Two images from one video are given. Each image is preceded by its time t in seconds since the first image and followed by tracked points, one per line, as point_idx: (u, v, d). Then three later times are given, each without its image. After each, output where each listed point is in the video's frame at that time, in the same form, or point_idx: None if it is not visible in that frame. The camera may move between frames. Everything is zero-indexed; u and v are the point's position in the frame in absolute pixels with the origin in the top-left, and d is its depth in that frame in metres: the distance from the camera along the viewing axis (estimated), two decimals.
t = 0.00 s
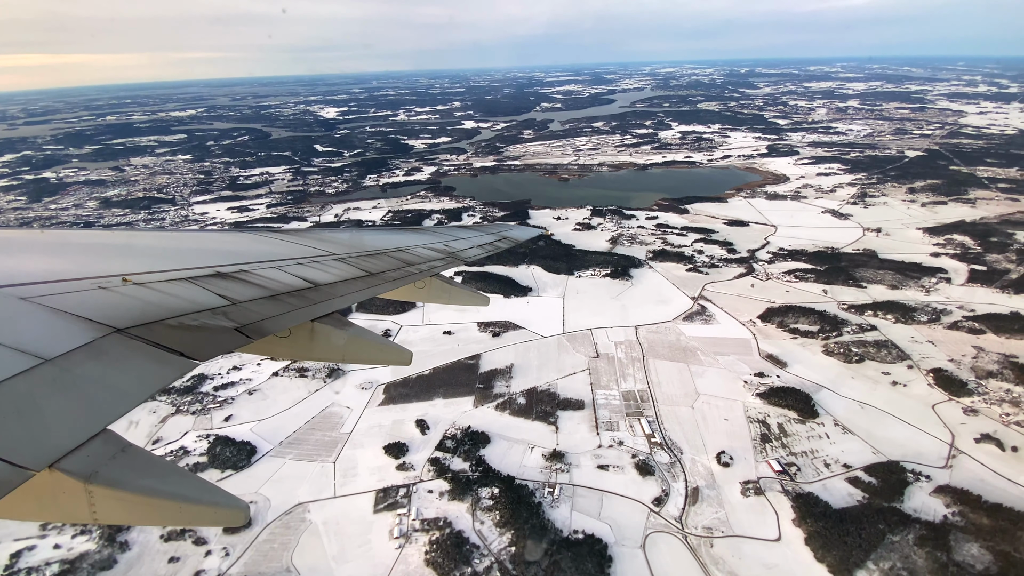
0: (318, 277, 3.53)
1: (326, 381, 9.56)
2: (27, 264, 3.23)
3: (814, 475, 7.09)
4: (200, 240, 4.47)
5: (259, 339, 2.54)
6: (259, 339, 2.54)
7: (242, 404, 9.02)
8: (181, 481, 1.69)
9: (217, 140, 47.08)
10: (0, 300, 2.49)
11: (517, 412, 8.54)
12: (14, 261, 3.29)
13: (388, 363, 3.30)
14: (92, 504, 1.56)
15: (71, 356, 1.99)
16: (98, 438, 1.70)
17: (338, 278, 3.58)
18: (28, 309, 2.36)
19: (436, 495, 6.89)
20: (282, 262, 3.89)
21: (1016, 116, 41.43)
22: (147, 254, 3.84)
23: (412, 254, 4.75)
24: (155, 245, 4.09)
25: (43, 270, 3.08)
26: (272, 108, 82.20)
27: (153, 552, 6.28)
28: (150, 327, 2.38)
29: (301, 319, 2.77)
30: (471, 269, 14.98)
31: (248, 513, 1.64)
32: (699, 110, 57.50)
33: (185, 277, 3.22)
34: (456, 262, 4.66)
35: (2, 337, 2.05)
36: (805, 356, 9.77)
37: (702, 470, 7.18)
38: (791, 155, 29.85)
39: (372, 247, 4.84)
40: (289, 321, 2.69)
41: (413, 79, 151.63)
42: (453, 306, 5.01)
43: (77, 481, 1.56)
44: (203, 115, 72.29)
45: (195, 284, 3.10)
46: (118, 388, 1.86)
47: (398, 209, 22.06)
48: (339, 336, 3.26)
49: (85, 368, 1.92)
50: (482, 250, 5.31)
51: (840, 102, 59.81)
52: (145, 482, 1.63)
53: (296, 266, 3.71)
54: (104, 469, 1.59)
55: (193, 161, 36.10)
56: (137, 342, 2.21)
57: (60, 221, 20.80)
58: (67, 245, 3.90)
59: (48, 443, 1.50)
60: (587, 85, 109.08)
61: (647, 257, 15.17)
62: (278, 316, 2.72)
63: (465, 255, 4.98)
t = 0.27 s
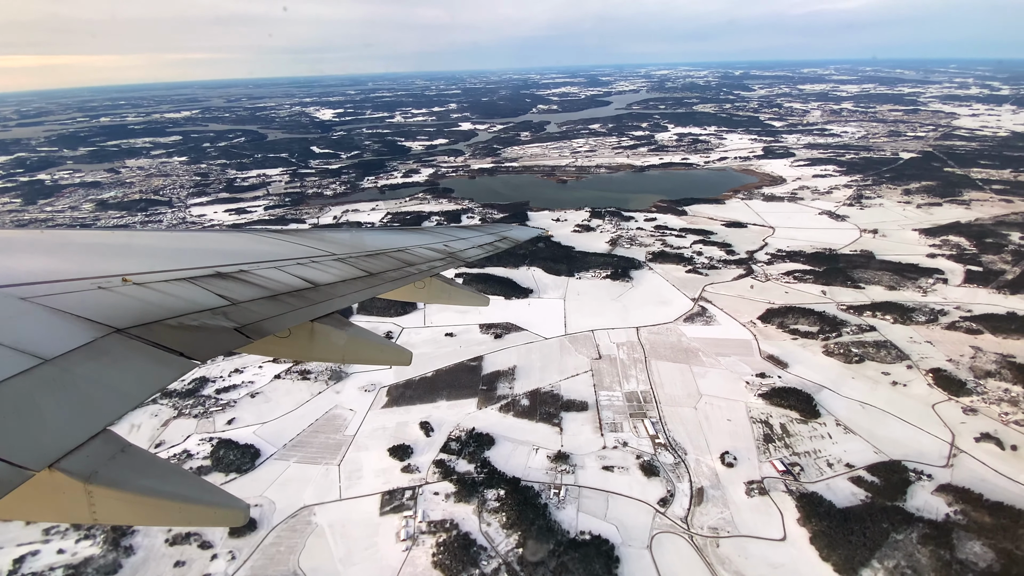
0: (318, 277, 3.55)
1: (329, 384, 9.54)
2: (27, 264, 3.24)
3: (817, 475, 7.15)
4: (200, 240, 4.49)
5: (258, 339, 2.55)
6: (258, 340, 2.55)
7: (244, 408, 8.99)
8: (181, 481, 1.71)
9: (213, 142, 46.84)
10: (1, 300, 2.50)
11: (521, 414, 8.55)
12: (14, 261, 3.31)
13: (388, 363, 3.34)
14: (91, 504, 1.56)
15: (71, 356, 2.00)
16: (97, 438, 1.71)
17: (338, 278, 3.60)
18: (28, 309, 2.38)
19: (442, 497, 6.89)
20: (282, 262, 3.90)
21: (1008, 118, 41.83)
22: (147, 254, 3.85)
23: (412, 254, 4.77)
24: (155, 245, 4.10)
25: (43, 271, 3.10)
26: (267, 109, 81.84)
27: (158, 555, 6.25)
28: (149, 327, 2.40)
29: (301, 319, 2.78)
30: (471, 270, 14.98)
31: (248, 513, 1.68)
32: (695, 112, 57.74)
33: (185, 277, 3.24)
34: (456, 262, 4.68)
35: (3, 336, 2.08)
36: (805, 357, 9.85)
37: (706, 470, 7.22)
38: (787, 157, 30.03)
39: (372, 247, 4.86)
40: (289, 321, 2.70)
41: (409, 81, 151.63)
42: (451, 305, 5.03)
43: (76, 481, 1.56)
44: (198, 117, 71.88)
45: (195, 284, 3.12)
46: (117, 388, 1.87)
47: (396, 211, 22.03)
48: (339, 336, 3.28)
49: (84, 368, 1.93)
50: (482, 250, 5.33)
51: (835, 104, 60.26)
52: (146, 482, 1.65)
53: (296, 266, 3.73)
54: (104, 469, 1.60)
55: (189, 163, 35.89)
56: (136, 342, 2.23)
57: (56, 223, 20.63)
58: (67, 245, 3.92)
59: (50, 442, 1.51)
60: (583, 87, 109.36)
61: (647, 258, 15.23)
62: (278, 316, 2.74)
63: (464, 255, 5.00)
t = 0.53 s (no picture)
0: (318, 277, 3.56)
1: (332, 386, 9.52)
2: (27, 265, 3.24)
3: (820, 474, 7.20)
4: (200, 240, 4.49)
5: (258, 339, 2.53)
6: (258, 340, 2.53)
7: (247, 411, 8.96)
8: (180, 482, 1.71)
9: (209, 144, 46.65)
10: (0, 300, 2.51)
11: (525, 415, 8.57)
12: (15, 261, 3.31)
13: (388, 364, 3.35)
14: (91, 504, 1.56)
15: (70, 356, 2.00)
16: (97, 438, 1.70)
17: (338, 278, 3.62)
18: (26, 309, 2.38)
19: (448, 499, 6.90)
20: (282, 263, 3.91)
21: (1000, 120, 42.34)
22: (147, 254, 3.86)
23: (412, 255, 4.79)
24: (155, 245, 4.10)
25: (44, 271, 3.10)
26: (262, 111, 81.61)
27: (163, 559, 6.22)
28: (148, 327, 2.39)
29: (300, 320, 2.77)
30: (471, 272, 15.00)
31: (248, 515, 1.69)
32: (691, 114, 58.09)
33: (184, 277, 3.24)
34: (457, 263, 4.69)
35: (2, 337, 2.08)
36: (806, 357, 9.92)
37: (710, 471, 7.26)
38: (783, 159, 30.27)
39: (372, 247, 4.87)
40: (288, 322, 2.69)
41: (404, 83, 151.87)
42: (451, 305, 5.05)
43: (76, 481, 1.56)
44: (193, 118, 71.56)
45: (194, 284, 3.12)
46: (117, 388, 1.86)
47: (395, 213, 22.02)
48: (339, 336, 3.30)
49: (83, 368, 1.92)
50: (482, 251, 5.35)
51: (828, 106, 60.83)
52: (146, 483, 1.65)
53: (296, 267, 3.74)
54: (104, 470, 1.60)
55: (185, 164, 35.71)
56: (135, 341, 2.22)
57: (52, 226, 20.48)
58: (68, 245, 3.92)
59: (50, 443, 1.50)
60: (579, 89, 109.68)
61: (646, 260, 15.30)
62: (277, 316, 2.73)
63: (464, 256, 5.02)
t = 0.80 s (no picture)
0: (319, 278, 3.58)
1: (335, 389, 9.49)
2: (28, 265, 3.24)
3: (823, 474, 7.27)
4: (200, 240, 4.50)
5: (257, 340, 2.53)
6: (257, 340, 2.53)
7: (249, 414, 8.93)
8: (179, 483, 1.71)
9: (205, 146, 46.45)
10: None
11: (529, 417, 8.58)
12: (16, 262, 3.31)
13: (387, 364, 3.34)
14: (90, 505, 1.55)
15: (70, 357, 2.00)
16: (96, 439, 1.70)
17: (339, 278, 3.63)
18: (25, 310, 2.38)
19: (454, 501, 6.91)
20: (282, 263, 3.92)
21: (992, 122, 42.81)
22: (147, 254, 3.86)
23: (413, 255, 4.81)
24: (156, 246, 4.11)
25: (44, 271, 3.11)
26: (258, 112, 81.36)
27: (168, 564, 6.19)
28: (147, 327, 2.40)
29: (300, 320, 2.77)
30: (471, 273, 15.02)
31: (249, 515, 1.69)
32: (687, 117, 58.42)
33: (184, 278, 3.24)
34: (458, 264, 4.71)
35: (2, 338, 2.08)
36: (806, 358, 10.00)
37: (715, 471, 7.30)
38: (779, 161, 30.48)
39: (371, 248, 4.89)
40: (288, 322, 2.69)
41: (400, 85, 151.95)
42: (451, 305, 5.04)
43: (76, 482, 1.55)
44: (187, 120, 71.16)
45: (194, 285, 3.12)
46: (117, 389, 1.86)
47: (394, 215, 22.01)
48: (339, 336, 3.30)
49: (82, 369, 1.92)
50: (482, 251, 5.38)
51: (823, 109, 61.34)
52: (145, 484, 1.64)
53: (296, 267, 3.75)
54: (103, 470, 1.58)
55: (181, 166, 35.55)
56: (133, 342, 2.22)
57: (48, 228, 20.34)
58: (69, 246, 3.92)
59: (49, 443, 1.50)
60: (574, 91, 109.92)
61: (646, 261, 15.36)
62: (277, 316, 2.73)
63: (464, 256, 5.03)
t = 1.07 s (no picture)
0: (319, 278, 3.61)
1: (338, 392, 9.47)
2: (28, 265, 3.25)
3: (826, 474, 7.33)
4: (200, 240, 4.52)
5: (257, 340, 2.55)
6: (257, 341, 2.55)
7: (252, 417, 8.90)
8: (179, 483, 1.70)
9: (201, 148, 46.26)
10: None
11: (533, 419, 8.60)
12: (16, 262, 3.32)
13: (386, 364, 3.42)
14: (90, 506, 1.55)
15: (70, 357, 2.02)
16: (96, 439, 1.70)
17: (339, 278, 3.66)
18: (24, 310, 2.38)
19: (460, 503, 6.92)
20: (282, 263, 3.95)
21: (984, 124, 43.28)
22: (147, 254, 3.87)
23: (413, 256, 4.85)
24: (156, 246, 4.12)
25: (43, 271, 3.12)
26: (253, 114, 81.11)
27: (173, 568, 6.16)
28: (148, 328, 2.42)
29: (300, 321, 2.80)
30: (471, 275, 15.03)
31: (248, 516, 1.69)
32: (683, 119, 58.74)
33: (184, 278, 3.27)
34: (458, 264, 4.75)
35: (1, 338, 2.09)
36: (807, 359, 10.07)
37: (718, 471, 7.35)
38: (775, 163, 30.69)
39: (372, 248, 4.92)
40: (288, 323, 2.72)
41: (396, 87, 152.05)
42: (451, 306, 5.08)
43: (76, 483, 1.55)
44: (182, 122, 70.83)
45: (194, 286, 3.14)
46: (116, 390, 1.86)
47: (392, 217, 21.99)
48: (340, 336, 3.38)
49: (81, 369, 1.93)
50: (482, 252, 5.42)
51: (817, 111, 61.84)
52: (145, 485, 1.64)
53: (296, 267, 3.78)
54: (102, 472, 1.59)
55: (177, 168, 35.36)
56: (132, 342, 2.24)
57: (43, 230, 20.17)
58: (69, 246, 3.93)
59: (47, 445, 1.50)
60: (570, 93, 110.23)
61: (645, 263, 15.42)
62: (276, 317, 2.76)
63: (464, 257, 5.08)
